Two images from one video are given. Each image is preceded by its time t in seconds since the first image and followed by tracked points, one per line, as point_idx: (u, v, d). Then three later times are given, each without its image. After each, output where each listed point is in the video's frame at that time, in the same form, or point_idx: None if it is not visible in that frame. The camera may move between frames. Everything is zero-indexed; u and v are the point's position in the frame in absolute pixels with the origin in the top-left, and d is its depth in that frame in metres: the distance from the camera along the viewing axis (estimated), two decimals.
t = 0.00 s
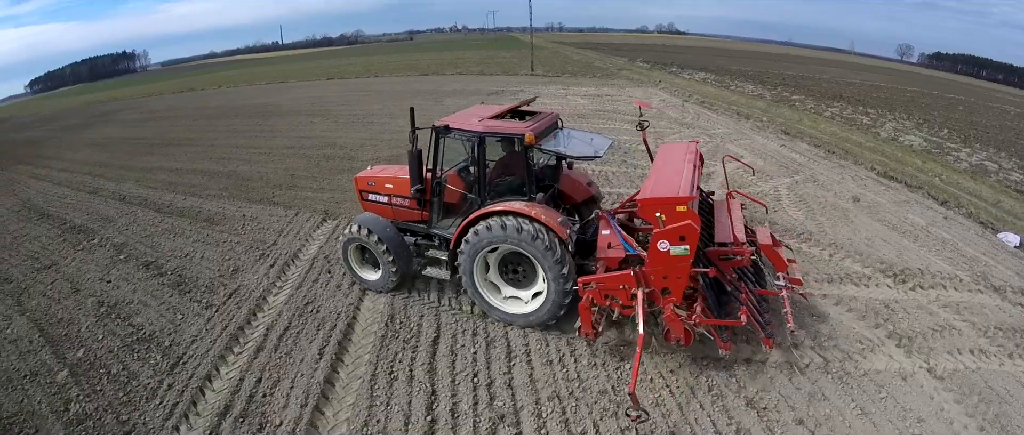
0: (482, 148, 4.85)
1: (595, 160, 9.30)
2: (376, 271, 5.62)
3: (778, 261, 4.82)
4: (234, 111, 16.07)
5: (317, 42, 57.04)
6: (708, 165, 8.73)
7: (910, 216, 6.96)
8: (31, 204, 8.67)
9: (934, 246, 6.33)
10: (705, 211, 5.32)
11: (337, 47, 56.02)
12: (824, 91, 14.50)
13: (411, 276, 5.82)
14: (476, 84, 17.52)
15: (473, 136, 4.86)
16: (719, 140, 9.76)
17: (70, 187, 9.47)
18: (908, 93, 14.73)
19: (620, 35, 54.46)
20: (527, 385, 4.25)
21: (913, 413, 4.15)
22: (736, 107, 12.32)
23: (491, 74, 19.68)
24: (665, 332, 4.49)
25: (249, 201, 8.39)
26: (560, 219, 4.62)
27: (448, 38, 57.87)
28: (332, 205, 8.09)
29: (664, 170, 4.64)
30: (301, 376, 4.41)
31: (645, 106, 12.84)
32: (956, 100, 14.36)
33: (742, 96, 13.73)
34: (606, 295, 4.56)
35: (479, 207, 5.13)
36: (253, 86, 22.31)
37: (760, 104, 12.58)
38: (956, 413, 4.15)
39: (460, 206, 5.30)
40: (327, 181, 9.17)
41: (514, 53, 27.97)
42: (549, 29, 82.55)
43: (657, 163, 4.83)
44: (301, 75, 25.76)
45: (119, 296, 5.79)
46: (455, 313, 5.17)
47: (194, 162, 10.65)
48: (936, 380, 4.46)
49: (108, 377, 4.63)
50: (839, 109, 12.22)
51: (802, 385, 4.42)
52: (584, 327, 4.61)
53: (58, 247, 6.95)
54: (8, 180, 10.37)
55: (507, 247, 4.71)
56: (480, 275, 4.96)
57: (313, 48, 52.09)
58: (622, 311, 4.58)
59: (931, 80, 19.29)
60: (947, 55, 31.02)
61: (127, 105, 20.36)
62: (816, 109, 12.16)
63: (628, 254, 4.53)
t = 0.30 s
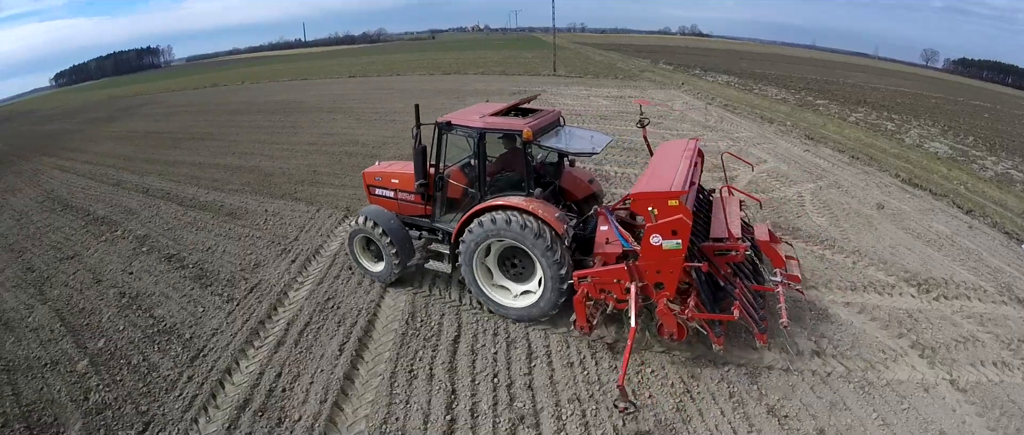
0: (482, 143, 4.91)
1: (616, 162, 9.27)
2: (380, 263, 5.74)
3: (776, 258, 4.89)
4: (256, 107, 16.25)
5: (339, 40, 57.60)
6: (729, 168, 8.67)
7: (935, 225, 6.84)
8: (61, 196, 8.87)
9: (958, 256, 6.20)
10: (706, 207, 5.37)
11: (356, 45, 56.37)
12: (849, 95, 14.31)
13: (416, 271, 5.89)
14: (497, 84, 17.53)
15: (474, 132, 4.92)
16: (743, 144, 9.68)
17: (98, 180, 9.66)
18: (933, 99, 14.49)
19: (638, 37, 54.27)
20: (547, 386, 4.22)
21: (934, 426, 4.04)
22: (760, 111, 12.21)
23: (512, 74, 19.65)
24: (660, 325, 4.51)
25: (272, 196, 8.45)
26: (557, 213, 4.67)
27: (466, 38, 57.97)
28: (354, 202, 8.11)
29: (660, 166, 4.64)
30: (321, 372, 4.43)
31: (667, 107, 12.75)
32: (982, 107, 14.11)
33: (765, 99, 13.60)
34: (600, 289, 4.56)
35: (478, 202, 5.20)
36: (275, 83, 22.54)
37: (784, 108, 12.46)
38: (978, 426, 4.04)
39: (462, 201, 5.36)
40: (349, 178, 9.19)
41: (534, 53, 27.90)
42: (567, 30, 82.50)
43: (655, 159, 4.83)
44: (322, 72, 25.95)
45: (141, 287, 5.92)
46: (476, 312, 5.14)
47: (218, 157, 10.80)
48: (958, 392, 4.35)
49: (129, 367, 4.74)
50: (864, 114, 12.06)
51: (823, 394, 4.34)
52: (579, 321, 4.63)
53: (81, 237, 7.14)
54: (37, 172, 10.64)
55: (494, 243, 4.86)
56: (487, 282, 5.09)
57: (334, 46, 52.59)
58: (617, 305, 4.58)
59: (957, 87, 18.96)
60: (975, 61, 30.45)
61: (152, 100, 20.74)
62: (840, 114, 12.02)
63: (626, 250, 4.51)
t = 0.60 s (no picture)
0: (481, 142, 5.00)
1: (638, 164, 9.24)
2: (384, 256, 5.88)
3: (769, 262, 4.91)
4: (279, 104, 16.45)
5: (359, 38, 58.11)
6: (752, 173, 8.61)
7: (959, 234, 6.72)
8: (92, 190, 9.09)
9: (983, 266, 6.07)
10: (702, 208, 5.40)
11: (375, 43, 56.70)
12: (874, 101, 14.13)
13: (419, 264, 6.03)
14: (518, 84, 17.54)
15: (474, 131, 5.01)
16: (766, 148, 9.60)
17: (126, 174, 9.87)
18: (959, 106, 14.25)
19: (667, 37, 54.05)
20: (567, 388, 4.20)
21: None
22: (784, 115, 12.09)
23: (533, 74, 19.64)
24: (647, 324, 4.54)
25: (294, 192, 8.53)
26: (552, 211, 4.70)
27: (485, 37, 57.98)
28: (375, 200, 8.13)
29: (655, 168, 4.69)
30: (341, 368, 4.45)
31: (690, 110, 12.67)
32: (1011, 115, 13.83)
33: (789, 103, 13.48)
34: (591, 287, 4.60)
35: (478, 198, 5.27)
36: (297, 80, 22.78)
37: (807, 113, 12.33)
38: None
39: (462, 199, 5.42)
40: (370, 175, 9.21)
41: (555, 53, 27.84)
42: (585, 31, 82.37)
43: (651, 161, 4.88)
44: (344, 70, 26.14)
45: (163, 279, 6.03)
46: (497, 312, 5.13)
47: (242, 153, 10.95)
48: (980, 404, 4.26)
49: (149, 359, 4.83)
50: (889, 120, 11.91)
51: (845, 403, 4.26)
52: (569, 317, 4.69)
53: (105, 230, 7.38)
54: (66, 166, 10.94)
55: (481, 247, 5.05)
56: (501, 291, 5.16)
57: (355, 44, 53.10)
58: (607, 303, 4.61)
59: (984, 94, 18.62)
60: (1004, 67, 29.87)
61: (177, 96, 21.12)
62: (865, 120, 11.87)
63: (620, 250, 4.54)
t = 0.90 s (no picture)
0: (478, 139, 5.17)
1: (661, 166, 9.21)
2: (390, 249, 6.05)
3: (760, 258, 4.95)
4: (302, 100, 16.68)
5: (381, 36, 58.60)
6: (777, 177, 8.55)
7: (986, 244, 6.59)
8: (123, 183, 9.32)
9: (1010, 278, 5.93)
10: (697, 202, 5.43)
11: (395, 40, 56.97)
12: (901, 106, 13.92)
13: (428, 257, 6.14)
14: (540, 84, 17.56)
15: (470, 129, 5.18)
16: (790, 153, 9.52)
17: (155, 168, 10.10)
18: (989, 114, 13.97)
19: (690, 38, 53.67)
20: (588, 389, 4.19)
21: None
22: (809, 119, 11.97)
23: (555, 74, 19.59)
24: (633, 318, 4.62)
25: (318, 187, 8.63)
26: (547, 206, 4.82)
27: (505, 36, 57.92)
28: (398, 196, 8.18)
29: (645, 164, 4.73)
30: (362, 363, 4.50)
31: (714, 112, 12.58)
32: None
33: (814, 108, 13.34)
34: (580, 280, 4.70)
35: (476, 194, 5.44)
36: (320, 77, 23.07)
37: (833, 118, 12.19)
38: None
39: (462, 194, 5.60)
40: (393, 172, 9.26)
41: (578, 53, 27.73)
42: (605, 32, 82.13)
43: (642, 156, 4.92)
44: (367, 67, 26.33)
45: (186, 271, 6.21)
46: (518, 311, 5.12)
47: (267, 149, 11.13)
48: (1002, 419, 4.15)
49: (171, 349, 4.97)
50: (916, 126, 11.74)
51: (866, 413, 4.19)
52: (558, 310, 4.78)
53: (129, 221, 7.67)
54: (97, 157, 11.35)
55: (478, 250, 5.27)
56: (512, 288, 5.19)
57: (377, 42, 53.62)
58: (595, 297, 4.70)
59: (1015, 101, 18.19)
60: None
61: (202, 91, 21.54)
62: (891, 126, 11.72)
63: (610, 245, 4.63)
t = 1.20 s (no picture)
0: (477, 135, 5.32)
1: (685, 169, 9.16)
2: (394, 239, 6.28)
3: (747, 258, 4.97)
4: (326, 97, 16.97)
5: (402, 34, 59.10)
6: (801, 181, 8.46)
7: (1014, 255, 6.44)
8: (153, 178, 9.58)
9: None
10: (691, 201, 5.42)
11: (415, 38, 57.12)
12: (929, 112, 13.70)
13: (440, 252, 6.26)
14: (563, 83, 17.60)
15: (470, 125, 5.33)
16: (815, 157, 9.43)
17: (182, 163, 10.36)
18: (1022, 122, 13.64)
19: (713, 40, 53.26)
20: (608, 391, 4.20)
21: None
22: (834, 123, 11.84)
23: (578, 74, 19.51)
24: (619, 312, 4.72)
25: (341, 183, 8.75)
26: (541, 201, 4.96)
27: (524, 35, 57.94)
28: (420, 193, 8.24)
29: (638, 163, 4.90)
30: (382, 359, 4.55)
31: (738, 115, 12.48)
32: None
33: (839, 112, 13.19)
34: (570, 273, 4.86)
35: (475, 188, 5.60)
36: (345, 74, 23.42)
37: (858, 122, 12.05)
38: None
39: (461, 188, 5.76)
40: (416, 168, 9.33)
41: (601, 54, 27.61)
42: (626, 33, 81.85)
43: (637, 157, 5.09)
44: (389, 65, 26.45)
45: (208, 263, 6.37)
46: (539, 311, 5.14)
47: (292, 146, 11.29)
48: None
49: (192, 339, 5.09)
50: (942, 133, 11.57)
51: (887, 423, 4.12)
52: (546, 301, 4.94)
53: (153, 212, 7.98)
54: (129, 150, 11.79)
55: (475, 244, 5.47)
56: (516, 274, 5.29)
57: (399, 39, 54.13)
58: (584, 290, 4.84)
59: None
60: None
61: (226, 88, 21.95)
62: (918, 132, 11.55)
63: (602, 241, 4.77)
